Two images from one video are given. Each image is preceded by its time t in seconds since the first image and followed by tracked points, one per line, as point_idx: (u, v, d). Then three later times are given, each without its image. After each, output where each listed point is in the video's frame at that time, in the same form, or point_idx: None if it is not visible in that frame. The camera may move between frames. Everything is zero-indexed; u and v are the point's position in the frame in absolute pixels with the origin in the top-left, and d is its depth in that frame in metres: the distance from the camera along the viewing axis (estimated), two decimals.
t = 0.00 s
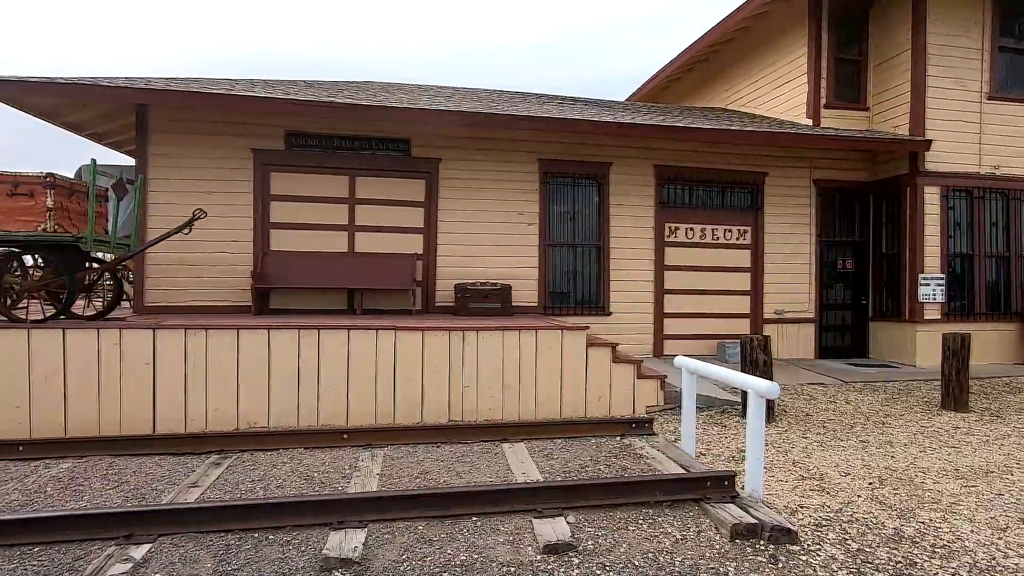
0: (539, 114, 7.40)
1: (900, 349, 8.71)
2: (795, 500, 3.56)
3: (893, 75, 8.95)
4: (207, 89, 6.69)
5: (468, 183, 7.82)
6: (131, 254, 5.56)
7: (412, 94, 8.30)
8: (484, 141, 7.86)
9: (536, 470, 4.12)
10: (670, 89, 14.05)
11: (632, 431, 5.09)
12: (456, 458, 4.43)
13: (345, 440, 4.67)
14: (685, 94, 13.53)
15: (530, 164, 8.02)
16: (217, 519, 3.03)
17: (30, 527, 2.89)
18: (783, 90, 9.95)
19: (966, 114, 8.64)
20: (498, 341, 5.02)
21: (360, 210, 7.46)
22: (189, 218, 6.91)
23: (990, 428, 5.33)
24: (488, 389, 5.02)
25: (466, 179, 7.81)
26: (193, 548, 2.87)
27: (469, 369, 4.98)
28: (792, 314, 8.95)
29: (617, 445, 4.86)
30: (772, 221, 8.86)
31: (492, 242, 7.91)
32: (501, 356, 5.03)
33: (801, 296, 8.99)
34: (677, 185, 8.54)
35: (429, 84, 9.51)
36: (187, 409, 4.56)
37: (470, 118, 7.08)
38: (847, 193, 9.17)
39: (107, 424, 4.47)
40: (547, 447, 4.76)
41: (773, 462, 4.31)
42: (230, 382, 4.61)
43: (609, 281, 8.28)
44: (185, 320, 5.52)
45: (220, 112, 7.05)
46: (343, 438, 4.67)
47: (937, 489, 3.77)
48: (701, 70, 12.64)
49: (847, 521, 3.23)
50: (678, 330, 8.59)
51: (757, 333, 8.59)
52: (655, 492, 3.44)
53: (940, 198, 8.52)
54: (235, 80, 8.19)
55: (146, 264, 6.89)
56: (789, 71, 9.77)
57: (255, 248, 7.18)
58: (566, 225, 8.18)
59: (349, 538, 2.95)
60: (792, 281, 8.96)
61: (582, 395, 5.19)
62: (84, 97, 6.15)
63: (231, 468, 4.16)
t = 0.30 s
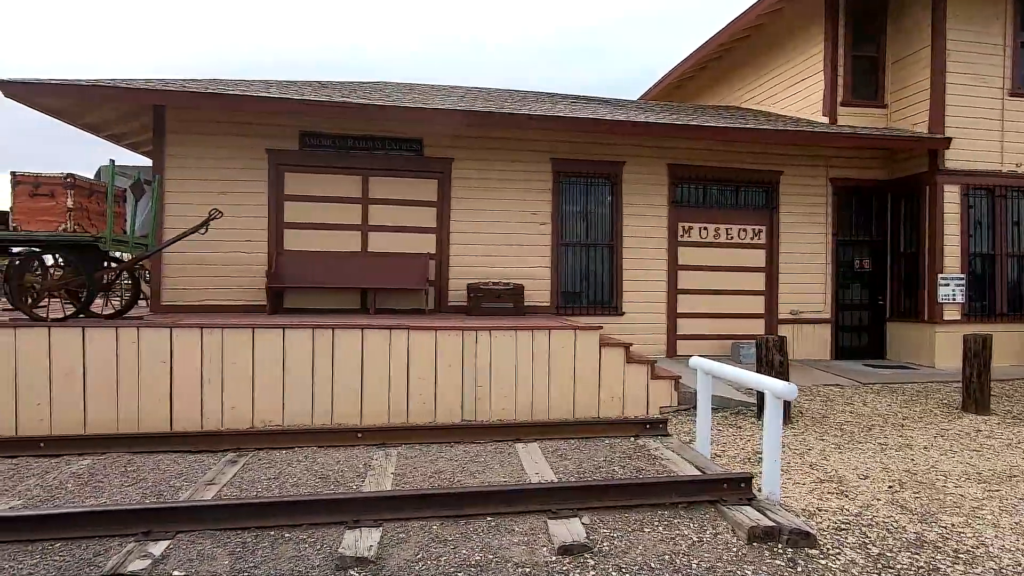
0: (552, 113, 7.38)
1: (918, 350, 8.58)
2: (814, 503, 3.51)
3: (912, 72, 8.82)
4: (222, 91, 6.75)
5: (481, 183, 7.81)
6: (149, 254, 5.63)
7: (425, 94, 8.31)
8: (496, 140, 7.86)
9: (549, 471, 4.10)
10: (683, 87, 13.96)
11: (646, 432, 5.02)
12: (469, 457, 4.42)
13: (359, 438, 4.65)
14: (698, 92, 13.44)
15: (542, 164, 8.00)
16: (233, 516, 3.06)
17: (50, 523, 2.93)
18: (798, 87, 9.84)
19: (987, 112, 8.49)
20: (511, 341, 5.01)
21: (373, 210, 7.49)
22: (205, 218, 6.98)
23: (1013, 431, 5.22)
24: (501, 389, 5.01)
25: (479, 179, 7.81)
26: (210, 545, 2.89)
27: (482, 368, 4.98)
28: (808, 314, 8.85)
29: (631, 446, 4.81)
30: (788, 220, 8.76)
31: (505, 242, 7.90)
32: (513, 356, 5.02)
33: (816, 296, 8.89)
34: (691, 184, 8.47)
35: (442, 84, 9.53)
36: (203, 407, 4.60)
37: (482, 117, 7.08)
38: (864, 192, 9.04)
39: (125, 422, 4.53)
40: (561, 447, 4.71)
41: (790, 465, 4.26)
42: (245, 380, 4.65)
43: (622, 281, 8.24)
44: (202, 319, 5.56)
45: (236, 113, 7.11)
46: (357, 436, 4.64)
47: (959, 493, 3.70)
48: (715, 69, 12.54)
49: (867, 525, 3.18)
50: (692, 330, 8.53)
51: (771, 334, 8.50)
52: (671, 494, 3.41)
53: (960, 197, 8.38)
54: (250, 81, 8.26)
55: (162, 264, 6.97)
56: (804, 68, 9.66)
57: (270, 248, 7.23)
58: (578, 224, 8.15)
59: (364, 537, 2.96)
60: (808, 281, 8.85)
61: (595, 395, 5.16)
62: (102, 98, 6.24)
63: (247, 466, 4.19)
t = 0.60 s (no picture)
0: (564, 112, 7.35)
1: (937, 351, 8.44)
2: (834, 506, 3.46)
3: (930, 68, 8.68)
4: (236, 92, 6.81)
5: (493, 183, 7.81)
6: (167, 255, 5.69)
7: (437, 94, 8.33)
8: (509, 140, 7.84)
9: (564, 472, 4.08)
10: (696, 85, 13.88)
11: (661, 433, 5.02)
12: (484, 458, 4.41)
13: (375, 438, 4.69)
14: (712, 90, 13.35)
15: (555, 163, 7.97)
16: (249, 516, 3.07)
17: (71, 520, 2.96)
18: (814, 84, 9.73)
19: (1008, 107, 8.33)
20: (524, 341, 5.00)
21: (386, 210, 7.51)
22: (221, 218, 7.04)
23: None
24: (514, 389, 5.00)
25: (491, 178, 7.80)
26: (228, 544, 2.90)
27: (496, 368, 4.97)
28: (824, 314, 8.74)
29: (646, 446, 4.79)
30: (804, 219, 8.66)
31: (517, 241, 7.88)
32: (527, 356, 5.01)
33: (833, 295, 8.78)
34: (704, 183, 8.40)
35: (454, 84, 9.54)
36: (220, 406, 4.64)
37: (494, 117, 7.08)
38: (882, 190, 8.91)
39: (143, 421, 4.57)
40: (576, 448, 4.68)
41: (808, 466, 4.20)
42: (260, 380, 4.68)
43: (635, 281, 8.20)
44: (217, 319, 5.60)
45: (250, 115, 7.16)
46: (373, 436, 4.68)
47: (983, 496, 3.63)
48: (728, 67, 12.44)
49: (889, 529, 3.12)
50: (705, 330, 8.45)
51: (787, 334, 8.41)
52: (688, 496, 3.38)
53: (981, 194, 8.23)
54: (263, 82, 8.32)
55: (178, 264, 7.04)
56: (820, 65, 9.55)
57: (284, 248, 7.28)
58: (591, 224, 8.12)
59: (380, 536, 2.96)
60: (824, 280, 8.74)
61: (609, 395, 5.13)
62: (120, 101, 6.32)
63: (263, 465, 4.21)
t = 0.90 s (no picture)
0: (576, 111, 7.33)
1: (955, 351, 8.32)
2: (853, 508, 3.41)
3: (947, 64, 8.56)
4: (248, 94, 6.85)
5: (504, 183, 7.80)
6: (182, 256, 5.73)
7: (447, 95, 8.33)
8: (520, 140, 7.83)
9: (578, 472, 4.06)
10: (708, 83, 13.80)
11: (675, 434, 4.93)
12: (498, 458, 4.40)
13: (387, 438, 4.65)
14: (723, 88, 13.27)
15: (566, 163, 7.95)
16: (265, 515, 3.08)
17: (90, 519, 2.99)
18: (827, 82, 9.62)
19: None
20: (536, 341, 4.98)
21: (397, 210, 7.53)
22: (234, 220, 7.09)
23: None
24: (527, 389, 4.99)
25: (502, 178, 7.79)
26: (245, 543, 2.91)
27: (508, 368, 4.96)
28: (839, 314, 8.64)
29: (661, 447, 4.71)
30: (818, 218, 8.57)
31: (529, 241, 7.87)
32: (539, 356, 4.99)
33: (848, 295, 8.67)
34: (717, 182, 8.34)
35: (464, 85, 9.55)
36: (234, 405, 4.66)
37: (505, 116, 7.08)
38: (898, 188, 8.79)
39: (159, 420, 4.61)
40: (589, 449, 4.64)
41: (825, 468, 4.15)
42: (274, 380, 4.70)
43: (647, 281, 8.15)
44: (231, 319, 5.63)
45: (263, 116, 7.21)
46: (385, 436, 4.65)
47: (1006, 499, 3.56)
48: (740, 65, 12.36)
49: (910, 532, 3.07)
50: (718, 330, 8.38)
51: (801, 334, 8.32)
52: (704, 497, 3.35)
53: (1000, 192, 8.11)
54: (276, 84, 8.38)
55: (193, 265, 7.10)
56: (834, 62, 9.45)
57: (296, 249, 7.32)
58: (603, 223, 8.08)
59: (395, 536, 2.95)
60: (839, 280, 8.64)
61: (622, 395, 5.10)
62: (136, 104, 6.39)
63: (277, 464, 4.23)
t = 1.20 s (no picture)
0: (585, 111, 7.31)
1: (971, 351, 8.20)
2: (870, 510, 3.36)
3: (963, 60, 8.44)
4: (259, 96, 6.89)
5: (514, 183, 7.79)
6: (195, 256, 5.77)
7: (457, 95, 8.33)
8: (530, 139, 7.82)
9: (590, 473, 4.04)
10: (718, 82, 13.70)
11: (687, 434, 4.89)
12: (509, 458, 4.39)
13: (398, 438, 4.65)
14: (734, 87, 13.17)
15: (576, 162, 7.92)
16: (278, 514, 3.09)
17: (105, 517, 3.01)
18: (840, 79, 9.52)
19: None
20: (547, 341, 4.97)
21: (407, 211, 7.54)
22: (246, 221, 7.13)
23: None
24: (538, 389, 4.97)
25: (511, 178, 7.78)
26: (258, 542, 2.92)
27: (519, 368, 4.95)
28: (852, 314, 8.55)
29: (673, 448, 4.68)
30: (831, 217, 8.48)
31: (539, 241, 7.85)
32: (550, 356, 4.98)
33: (862, 294, 8.58)
34: (728, 181, 8.28)
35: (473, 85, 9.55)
36: (247, 405, 4.69)
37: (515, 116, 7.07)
38: (913, 186, 8.69)
39: (172, 419, 4.65)
40: (601, 449, 4.61)
41: (841, 470, 4.10)
42: (286, 379, 4.72)
43: (657, 281, 8.11)
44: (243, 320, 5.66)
45: (273, 117, 7.25)
46: (397, 436, 4.65)
47: None
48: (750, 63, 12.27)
49: (930, 535, 3.03)
50: (730, 330, 8.32)
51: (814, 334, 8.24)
52: (718, 499, 3.31)
53: (1017, 190, 8.00)
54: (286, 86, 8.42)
55: (205, 265, 7.15)
56: (847, 59, 9.35)
57: (307, 249, 7.34)
58: (613, 223, 8.05)
59: (408, 536, 2.95)
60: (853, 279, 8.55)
61: (633, 395, 5.08)
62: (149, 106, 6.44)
63: (290, 463, 4.24)
